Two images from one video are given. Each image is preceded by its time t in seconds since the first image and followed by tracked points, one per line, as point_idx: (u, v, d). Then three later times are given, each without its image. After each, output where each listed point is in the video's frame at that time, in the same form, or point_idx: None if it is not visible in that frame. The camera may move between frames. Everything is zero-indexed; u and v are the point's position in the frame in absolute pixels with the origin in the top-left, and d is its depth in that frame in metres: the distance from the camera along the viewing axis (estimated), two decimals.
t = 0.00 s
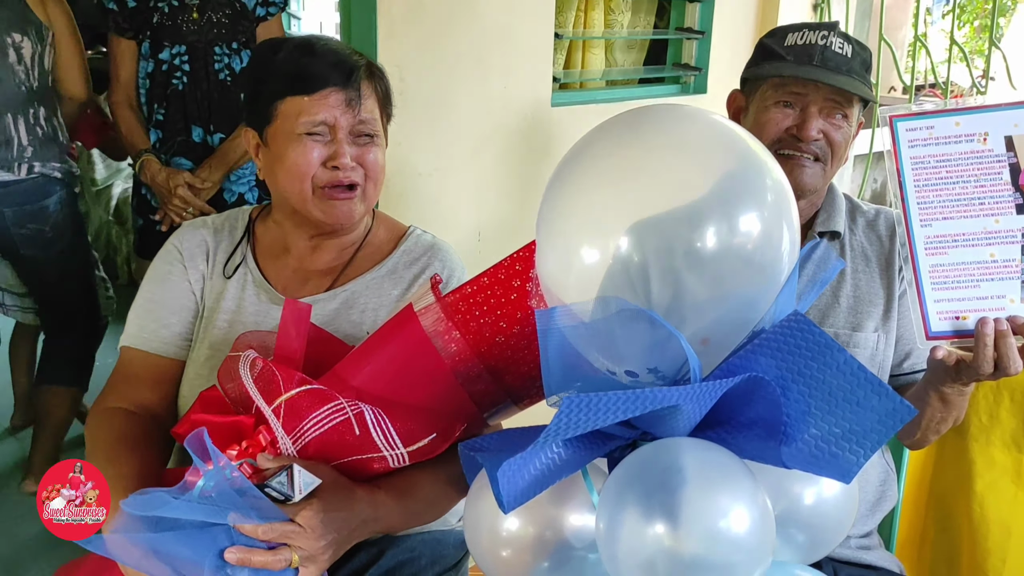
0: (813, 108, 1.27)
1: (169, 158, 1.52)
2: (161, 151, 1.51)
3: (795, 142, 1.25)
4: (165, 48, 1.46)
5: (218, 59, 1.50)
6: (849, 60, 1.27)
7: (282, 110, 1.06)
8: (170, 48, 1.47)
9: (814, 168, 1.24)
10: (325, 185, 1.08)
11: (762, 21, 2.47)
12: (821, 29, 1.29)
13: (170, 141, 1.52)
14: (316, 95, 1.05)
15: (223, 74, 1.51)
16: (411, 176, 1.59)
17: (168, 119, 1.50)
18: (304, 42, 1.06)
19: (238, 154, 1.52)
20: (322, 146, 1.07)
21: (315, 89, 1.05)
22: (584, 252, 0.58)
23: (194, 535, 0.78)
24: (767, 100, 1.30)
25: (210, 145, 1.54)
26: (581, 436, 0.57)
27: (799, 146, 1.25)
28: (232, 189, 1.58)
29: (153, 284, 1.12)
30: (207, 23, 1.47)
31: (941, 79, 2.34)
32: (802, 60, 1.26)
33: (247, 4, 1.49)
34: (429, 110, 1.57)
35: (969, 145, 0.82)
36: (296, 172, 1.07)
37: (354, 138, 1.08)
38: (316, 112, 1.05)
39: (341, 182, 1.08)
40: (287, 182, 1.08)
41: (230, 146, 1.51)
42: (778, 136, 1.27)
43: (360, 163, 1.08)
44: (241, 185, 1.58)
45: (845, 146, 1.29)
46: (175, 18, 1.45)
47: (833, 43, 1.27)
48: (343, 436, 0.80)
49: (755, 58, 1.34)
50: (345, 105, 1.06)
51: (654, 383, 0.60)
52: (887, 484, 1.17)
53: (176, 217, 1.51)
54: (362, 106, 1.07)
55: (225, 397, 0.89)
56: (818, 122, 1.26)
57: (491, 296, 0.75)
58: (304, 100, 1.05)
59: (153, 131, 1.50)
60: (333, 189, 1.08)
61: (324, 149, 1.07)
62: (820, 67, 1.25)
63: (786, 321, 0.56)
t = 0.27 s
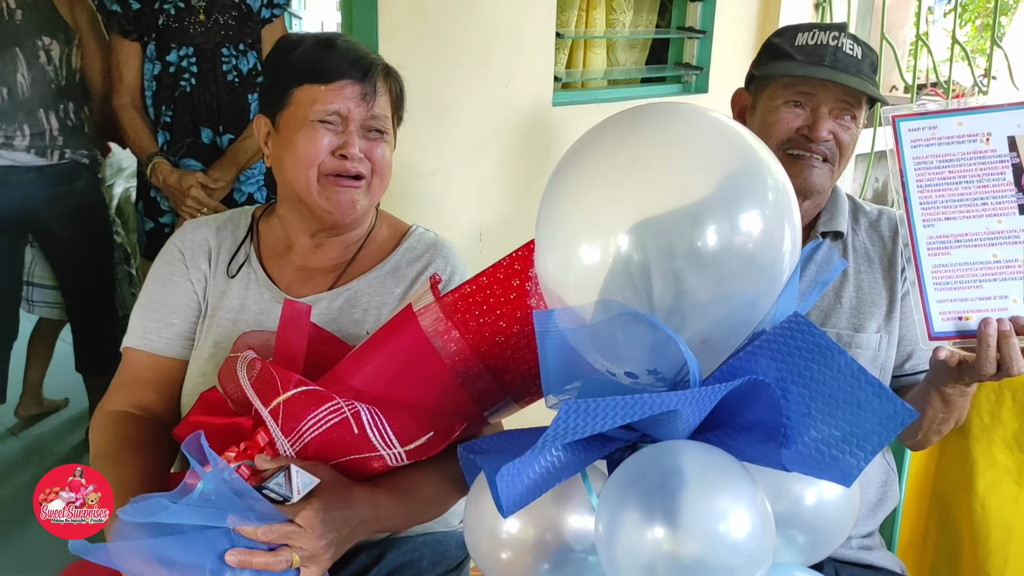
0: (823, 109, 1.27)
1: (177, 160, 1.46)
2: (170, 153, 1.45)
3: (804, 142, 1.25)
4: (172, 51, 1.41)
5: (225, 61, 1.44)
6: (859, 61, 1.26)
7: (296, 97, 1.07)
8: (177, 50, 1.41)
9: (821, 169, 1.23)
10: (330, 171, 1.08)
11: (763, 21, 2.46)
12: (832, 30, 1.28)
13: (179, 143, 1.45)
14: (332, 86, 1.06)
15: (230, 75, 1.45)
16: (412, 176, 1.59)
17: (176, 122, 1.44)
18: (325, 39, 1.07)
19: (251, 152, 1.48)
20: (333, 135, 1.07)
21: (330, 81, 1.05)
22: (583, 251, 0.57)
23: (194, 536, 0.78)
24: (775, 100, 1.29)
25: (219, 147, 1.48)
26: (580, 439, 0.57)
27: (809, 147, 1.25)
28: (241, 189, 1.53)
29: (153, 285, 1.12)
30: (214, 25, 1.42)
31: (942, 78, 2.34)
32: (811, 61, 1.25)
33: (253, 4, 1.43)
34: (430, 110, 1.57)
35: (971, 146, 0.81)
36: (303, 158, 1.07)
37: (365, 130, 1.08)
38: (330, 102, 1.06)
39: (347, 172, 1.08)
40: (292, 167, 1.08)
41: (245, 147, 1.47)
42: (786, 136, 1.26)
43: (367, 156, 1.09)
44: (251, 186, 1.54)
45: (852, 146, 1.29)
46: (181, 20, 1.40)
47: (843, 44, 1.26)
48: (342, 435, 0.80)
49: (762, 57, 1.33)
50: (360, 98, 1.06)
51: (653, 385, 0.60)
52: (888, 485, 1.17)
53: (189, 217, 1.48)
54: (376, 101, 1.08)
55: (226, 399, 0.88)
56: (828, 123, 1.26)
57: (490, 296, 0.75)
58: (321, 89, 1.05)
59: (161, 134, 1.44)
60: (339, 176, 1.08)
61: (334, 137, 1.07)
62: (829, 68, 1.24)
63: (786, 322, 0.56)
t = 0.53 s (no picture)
0: (831, 109, 1.27)
1: (175, 160, 1.40)
2: (169, 153, 1.40)
3: (812, 141, 1.25)
4: (172, 49, 1.35)
5: (225, 61, 1.39)
6: (866, 61, 1.26)
7: (291, 104, 1.06)
8: (177, 50, 1.36)
9: (827, 168, 1.23)
10: (325, 181, 1.08)
11: (764, 20, 2.46)
12: (840, 30, 1.27)
13: (177, 143, 1.40)
14: (326, 94, 1.05)
15: (230, 75, 1.40)
16: (413, 175, 1.59)
17: (174, 121, 1.39)
18: (323, 40, 1.06)
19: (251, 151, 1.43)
20: (328, 142, 1.07)
21: (325, 86, 1.05)
22: (580, 249, 0.57)
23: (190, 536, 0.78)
24: (782, 99, 1.29)
25: (218, 147, 1.43)
26: (578, 439, 0.57)
27: (817, 146, 1.25)
28: (241, 188, 1.47)
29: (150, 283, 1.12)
30: (214, 24, 1.36)
31: (943, 77, 2.33)
32: (822, 60, 1.25)
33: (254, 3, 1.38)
34: (431, 108, 1.57)
35: (974, 145, 0.81)
36: (300, 166, 1.07)
37: (361, 136, 1.07)
38: (325, 109, 1.05)
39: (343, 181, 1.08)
40: (290, 175, 1.08)
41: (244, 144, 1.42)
42: (793, 135, 1.26)
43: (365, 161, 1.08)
44: (251, 185, 1.48)
45: (857, 145, 1.29)
46: (181, 19, 1.35)
47: (852, 44, 1.25)
48: (339, 431, 0.80)
49: (769, 54, 1.32)
50: (354, 105, 1.06)
51: (651, 384, 0.60)
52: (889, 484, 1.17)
53: (187, 215, 1.43)
54: (371, 106, 1.07)
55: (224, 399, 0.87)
56: (836, 123, 1.26)
57: (486, 294, 0.75)
58: (314, 96, 1.05)
59: (160, 133, 1.38)
60: (336, 186, 1.08)
61: (330, 146, 1.06)
62: (841, 68, 1.24)
63: (783, 321, 0.56)
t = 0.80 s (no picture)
0: (831, 108, 1.27)
1: (163, 159, 1.36)
2: (157, 150, 1.35)
3: (812, 140, 1.25)
4: (163, 46, 1.31)
5: (215, 58, 1.35)
6: (867, 61, 1.26)
7: (284, 107, 1.06)
8: (167, 47, 1.32)
9: (827, 168, 1.23)
10: (321, 183, 1.08)
11: (761, 19, 2.46)
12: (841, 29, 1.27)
13: (166, 141, 1.36)
14: (320, 94, 1.05)
15: (220, 73, 1.36)
16: (410, 175, 1.59)
17: (164, 118, 1.34)
18: (315, 39, 1.06)
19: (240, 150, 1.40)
20: (324, 144, 1.06)
21: (318, 87, 1.04)
22: (580, 251, 0.57)
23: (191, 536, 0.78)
24: (784, 97, 1.29)
25: (207, 146, 1.38)
26: (577, 441, 0.57)
27: (817, 144, 1.25)
28: (228, 186, 1.44)
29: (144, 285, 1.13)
30: (206, 21, 1.32)
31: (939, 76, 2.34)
32: (823, 59, 1.24)
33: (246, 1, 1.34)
34: (429, 108, 1.57)
35: (973, 145, 0.81)
36: (295, 169, 1.06)
37: (356, 136, 1.08)
38: (319, 110, 1.05)
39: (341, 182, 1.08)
40: (284, 179, 1.08)
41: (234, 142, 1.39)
42: (794, 134, 1.26)
43: (360, 162, 1.08)
44: (240, 184, 1.45)
45: (857, 144, 1.29)
46: (172, 16, 1.31)
47: (853, 43, 1.25)
48: (340, 433, 0.80)
49: (770, 53, 1.32)
50: (349, 105, 1.06)
51: (650, 385, 0.60)
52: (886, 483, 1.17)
53: (175, 215, 1.39)
54: (366, 106, 1.07)
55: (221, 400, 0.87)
56: (836, 122, 1.26)
57: (488, 295, 0.75)
58: (308, 98, 1.05)
59: (149, 130, 1.33)
60: (333, 188, 1.08)
61: (325, 147, 1.06)
62: (842, 67, 1.24)
63: (784, 324, 0.56)
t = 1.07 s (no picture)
0: (822, 106, 1.27)
1: (138, 157, 1.35)
2: (132, 149, 1.34)
3: (803, 139, 1.25)
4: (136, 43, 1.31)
5: (190, 56, 1.35)
6: (858, 59, 1.26)
7: (259, 122, 1.05)
8: (142, 44, 1.31)
9: (820, 167, 1.23)
10: (308, 194, 1.06)
11: (757, 20, 2.46)
12: (832, 28, 1.27)
13: (140, 139, 1.35)
14: (293, 105, 1.04)
15: (195, 71, 1.36)
16: (405, 174, 1.58)
17: (138, 116, 1.33)
18: (285, 44, 1.06)
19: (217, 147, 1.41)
20: (303, 155, 1.05)
21: (290, 99, 1.03)
22: (572, 251, 0.57)
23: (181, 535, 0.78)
24: (775, 96, 1.29)
25: (182, 144, 1.38)
26: (568, 441, 0.57)
27: (808, 143, 1.24)
28: (203, 186, 1.43)
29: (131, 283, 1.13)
30: (180, 19, 1.32)
31: (935, 77, 2.34)
32: (814, 58, 1.25)
33: None
34: (424, 108, 1.57)
35: (966, 147, 0.81)
36: (280, 185, 1.05)
37: (335, 140, 1.06)
38: (294, 121, 1.04)
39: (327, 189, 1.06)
40: (269, 196, 1.07)
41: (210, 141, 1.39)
42: (785, 133, 1.26)
43: (343, 166, 1.07)
44: (216, 184, 1.44)
45: (849, 143, 1.29)
46: (146, 13, 1.30)
47: (843, 42, 1.25)
48: (328, 432, 0.80)
49: (762, 53, 1.33)
50: (323, 111, 1.05)
51: (641, 385, 0.60)
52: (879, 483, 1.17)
53: (151, 215, 1.39)
54: (341, 109, 1.06)
55: (209, 398, 0.87)
56: (827, 121, 1.25)
57: (478, 295, 0.75)
58: (281, 109, 1.04)
59: (122, 129, 1.33)
60: (320, 197, 1.07)
61: (305, 158, 1.05)
62: (831, 66, 1.24)
63: (775, 323, 0.55)
